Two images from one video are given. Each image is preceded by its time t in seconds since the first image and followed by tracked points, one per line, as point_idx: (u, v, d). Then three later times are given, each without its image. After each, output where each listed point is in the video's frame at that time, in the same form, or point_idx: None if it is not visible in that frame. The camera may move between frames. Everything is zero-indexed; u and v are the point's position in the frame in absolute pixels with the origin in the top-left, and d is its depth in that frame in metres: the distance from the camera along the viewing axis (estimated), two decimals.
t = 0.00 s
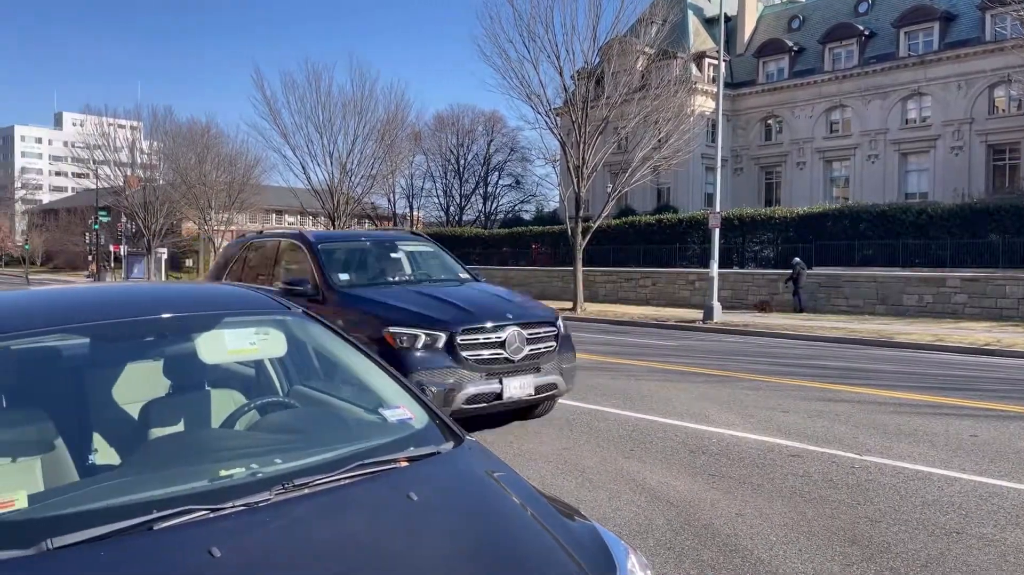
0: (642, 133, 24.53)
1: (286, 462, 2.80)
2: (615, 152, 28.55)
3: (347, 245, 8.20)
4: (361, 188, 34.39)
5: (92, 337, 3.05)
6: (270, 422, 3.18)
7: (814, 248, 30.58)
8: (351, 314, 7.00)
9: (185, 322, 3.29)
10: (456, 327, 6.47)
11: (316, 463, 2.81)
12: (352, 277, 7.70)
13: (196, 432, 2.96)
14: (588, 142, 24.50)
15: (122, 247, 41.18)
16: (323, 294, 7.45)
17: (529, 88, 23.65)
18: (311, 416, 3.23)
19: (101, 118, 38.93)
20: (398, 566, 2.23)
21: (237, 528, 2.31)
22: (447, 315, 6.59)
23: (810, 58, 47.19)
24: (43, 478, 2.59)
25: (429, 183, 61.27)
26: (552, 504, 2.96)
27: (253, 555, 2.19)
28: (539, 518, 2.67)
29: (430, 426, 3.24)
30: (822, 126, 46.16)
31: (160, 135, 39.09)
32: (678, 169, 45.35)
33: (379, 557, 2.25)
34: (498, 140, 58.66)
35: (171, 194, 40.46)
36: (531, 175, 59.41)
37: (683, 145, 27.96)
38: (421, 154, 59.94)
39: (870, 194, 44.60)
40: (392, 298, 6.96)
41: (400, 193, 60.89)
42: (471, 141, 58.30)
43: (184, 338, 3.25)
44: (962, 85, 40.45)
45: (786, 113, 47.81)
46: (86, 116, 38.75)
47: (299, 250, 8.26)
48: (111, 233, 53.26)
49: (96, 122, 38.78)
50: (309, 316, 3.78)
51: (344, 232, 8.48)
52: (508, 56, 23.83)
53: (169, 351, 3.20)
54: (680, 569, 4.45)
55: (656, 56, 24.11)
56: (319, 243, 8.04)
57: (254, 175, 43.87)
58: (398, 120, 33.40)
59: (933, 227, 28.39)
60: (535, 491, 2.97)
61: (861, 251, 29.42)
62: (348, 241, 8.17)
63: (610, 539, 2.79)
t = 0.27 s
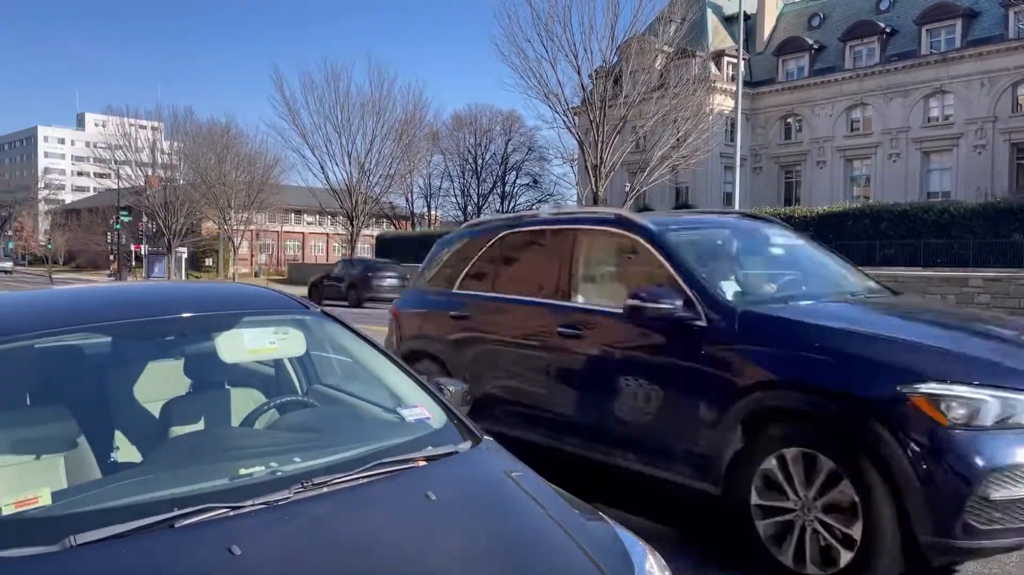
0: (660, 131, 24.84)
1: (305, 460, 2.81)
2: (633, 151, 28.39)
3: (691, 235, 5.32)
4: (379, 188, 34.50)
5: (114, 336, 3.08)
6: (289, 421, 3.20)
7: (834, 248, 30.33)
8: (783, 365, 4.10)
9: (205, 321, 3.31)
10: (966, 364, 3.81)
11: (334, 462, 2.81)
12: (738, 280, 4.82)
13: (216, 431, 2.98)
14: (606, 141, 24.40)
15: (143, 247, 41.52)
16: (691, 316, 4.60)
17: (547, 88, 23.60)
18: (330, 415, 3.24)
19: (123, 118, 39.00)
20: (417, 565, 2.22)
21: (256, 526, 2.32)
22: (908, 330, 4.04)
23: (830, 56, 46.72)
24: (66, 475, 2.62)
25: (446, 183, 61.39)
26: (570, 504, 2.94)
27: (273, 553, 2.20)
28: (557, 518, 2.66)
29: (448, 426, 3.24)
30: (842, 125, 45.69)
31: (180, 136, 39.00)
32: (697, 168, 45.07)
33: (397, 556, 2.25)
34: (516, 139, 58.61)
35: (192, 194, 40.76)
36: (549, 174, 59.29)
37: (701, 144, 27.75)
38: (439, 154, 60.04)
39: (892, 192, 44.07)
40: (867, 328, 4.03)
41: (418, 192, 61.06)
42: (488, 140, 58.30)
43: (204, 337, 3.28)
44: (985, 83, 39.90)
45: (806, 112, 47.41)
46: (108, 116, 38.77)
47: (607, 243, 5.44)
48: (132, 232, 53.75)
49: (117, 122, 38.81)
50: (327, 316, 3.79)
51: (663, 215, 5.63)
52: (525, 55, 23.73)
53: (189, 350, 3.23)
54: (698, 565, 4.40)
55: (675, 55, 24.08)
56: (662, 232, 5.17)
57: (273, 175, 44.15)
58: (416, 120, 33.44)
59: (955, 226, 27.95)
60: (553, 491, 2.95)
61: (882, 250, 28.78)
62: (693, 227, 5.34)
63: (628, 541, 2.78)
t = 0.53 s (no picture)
0: (676, 130, 24.30)
1: (321, 458, 2.82)
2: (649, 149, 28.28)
3: None
4: (395, 187, 34.59)
5: (133, 334, 3.09)
6: (306, 418, 3.20)
7: (853, 246, 30.09)
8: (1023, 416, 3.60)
9: (222, 320, 3.32)
10: None
11: (351, 460, 2.82)
12: None
13: (233, 429, 2.99)
14: (622, 139, 24.33)
15: (161, 246, 41.90)
16: None
17: (562, 86, 23.56)
18: (346, 414, 3.25)
19: (141, 118, 39.21)
20: (434, 564, 2.22)
21: (274, 524, 2.32)
22: None
23: (848, 53, 46.30)
24: (85, 473, 2.64)
25: (462, 181, 61.48)
26: (587, 503, 2.93)
27: (291, 550, 2.21)
28: (573, 517, 2.65)
29: (464, 424, 3.24)
30: (860, 122, 45.30)
31: (197, 135, 39.28)
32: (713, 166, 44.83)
33: (413, 554, 2.25)
34: (531, 138, 58.54)
35: (209, 193, 41.10)
36: (564, 173, 59.21)
37: (718, 143, 27.57)
38: (454, 152, 60.10)
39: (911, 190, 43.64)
40: None
41: (433, 191, 61.22)
42: (504, 139, 58.28)
43: (222, 336, 3.29)
44: (1005, 80, 39.39)
45: (823, 109, 47.01)
46: (126, 117, 39.04)
47: None
48: (150, 231, 54.21)
49: (135, 122, 39.08)
50: (344, 314, 3.80)
51: None
52: (541, 54, 23.72)
53: (207, 349, 3.25)
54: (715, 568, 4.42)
55: (691, 53, 23.94)
56: None
57: (289, 174, 44.36)
58: (432, 119, 33.49)
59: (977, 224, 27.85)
60: (570, 490, 2.94)
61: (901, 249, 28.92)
62: None
63: (645, 540, 2.76)
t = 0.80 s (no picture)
0: (689, 127, 24.15)
1: (335, 456, 2.82)
2: (662, 147, 28.21)
3: None
4: (408, 185, 34.66)
5: (147, 331, 3.10)
6: (319, 416, 3.22)
7: (867, 244, 29.84)
8: None
9: (236, 317, 3.33)
10: None
11: (363, 457, 2.82)
12: None
13: (248, 426, 3.00)
14: (635, 137, 24.25)
15: (175, 245, 42.17)
16: None
17: (574, 84, 23.51)
18: (359, 412, 3.25)
19: (155, 118, 39.40)
20: (446, 561, 2.22)
21: (288, 522, 2.33)
22: None
23: (863, 49, 45.92)
24: (100, 469, 2.65)
25: (474, 180, 61.50)
26: (599, 502, 2.92)
27: (303, 549, 2.20)
28: (585, 514, 2.65)
29: (476, 421, 3.24)
30: (875, 119, 44.95)
31: (211, 135, 39.49)
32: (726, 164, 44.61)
33: (426, 551, 2.25)
34: (544, 136, 58.41)
35: (222, 193, 41.33)
36: (576, 172, 59.10)
37: (731, 140, 27.40)
38: (467, 151, 60.13)
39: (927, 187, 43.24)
40: None
41: (446, 189, 61.35)
42: (516, 138, 58.22)
43: (236, 332, 3.30)
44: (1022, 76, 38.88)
45: (838, 106, 46.62)
46: (140, 116, 39.33)
47: None
48: (164, 231, 54.56)
49: (150, 121, 39.35)
50: (356, 312, 3.80)
51: None
52: (554, 52, 23.69)
53: (220, 346, 3.26)
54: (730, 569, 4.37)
55: (704, 51, 23.84)
56: None
57: (302, 173, 44.55)
58: (444, 118, 33.50)
59: (992, 222, 27.38)
60: (582, 487, 2.94)
61: (915, 246, 28.80)
62: None
63: (659, 538, 2.74)
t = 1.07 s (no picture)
0: (699, 125, 24.05)
1: (343, 453, 2.83)
2: (672, 145, 28.14)
3: None
4: (417, 184, 34.72)
5: (157, 330, 3.11)
6: (329, 413, 3.22)
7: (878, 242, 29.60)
8: None
9: (246, 316, 3.34)
10: None
11: (372, 455, 2.82)
12: None
13: (256, 424, 3.01)
14: (644, 135, 24.20)
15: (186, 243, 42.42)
16: None
17: (584, 82, 23.49)
18: (368, 409, 3.26)
19: (166, 117, 39.63)
20: (455, 559, 2.21)
21: (297, 519, 2.33)
22: None
23: (875, 46, 45.64)
24: (111, 467, 2.67)
25: (483, 178, 61.51)
26: (606, 499, 2.92)
27: (313, 545, 2.20)
28: (594, 512, 2.64)
29: (485, 419, 3.24)
30: (886, 116, 44.67)
31: (221, 133, 39.74)
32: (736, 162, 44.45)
33: (434, 549, 2.25)
34: (553, 134, 58.34)
35: (233, 191, 41.55)
36: (586, 170, 59.05)
37: (741, 138, 27.28)
38: (477, 149, 60.11)
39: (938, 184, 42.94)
40: None
41: (455, 187, 61.39)
42: (525, 136, 58.19)
43: (246, 331, 3.31)
44: None
45: (849, 103, 46.35)
46: (151, 115, 39.60)
47: None
48: (175, 229, 54.85)
49: (160, 121, 39.63)
50: (365, 310, 3.80)
51: None
52: (563, 50, 23.67)
53: (231, 344, 3.28)
54: (738, 567, 4.34)
55: (714, 48, 23.67)
56: None
57: (312, 172, 44.71)
58: (453, 116, 33.52)
59: (1005, 219, 27.25)
60: (590, 485, 2.93)
61: (927, 244, 28.57)
62: None
63: (667, 537, 2.73)
